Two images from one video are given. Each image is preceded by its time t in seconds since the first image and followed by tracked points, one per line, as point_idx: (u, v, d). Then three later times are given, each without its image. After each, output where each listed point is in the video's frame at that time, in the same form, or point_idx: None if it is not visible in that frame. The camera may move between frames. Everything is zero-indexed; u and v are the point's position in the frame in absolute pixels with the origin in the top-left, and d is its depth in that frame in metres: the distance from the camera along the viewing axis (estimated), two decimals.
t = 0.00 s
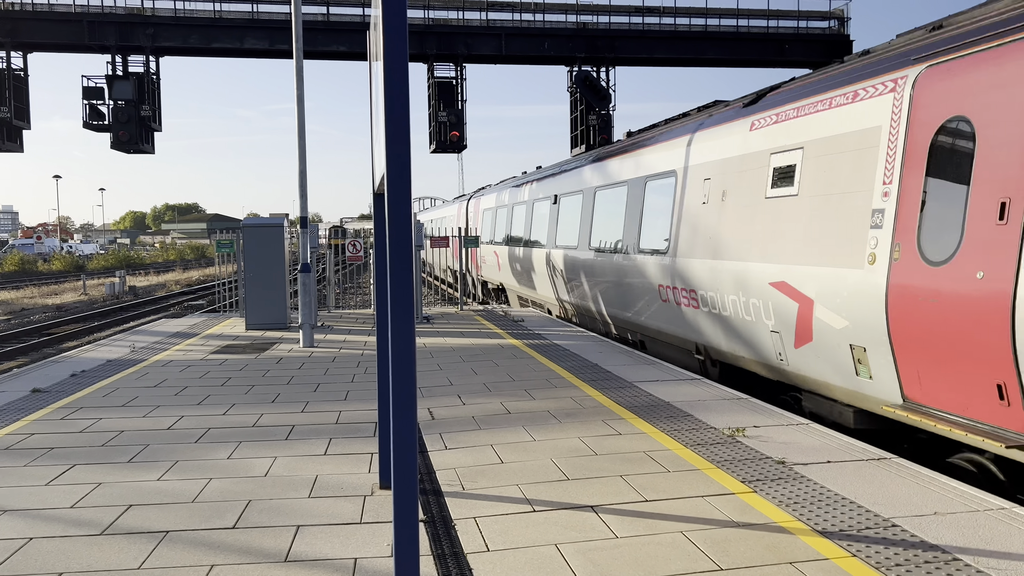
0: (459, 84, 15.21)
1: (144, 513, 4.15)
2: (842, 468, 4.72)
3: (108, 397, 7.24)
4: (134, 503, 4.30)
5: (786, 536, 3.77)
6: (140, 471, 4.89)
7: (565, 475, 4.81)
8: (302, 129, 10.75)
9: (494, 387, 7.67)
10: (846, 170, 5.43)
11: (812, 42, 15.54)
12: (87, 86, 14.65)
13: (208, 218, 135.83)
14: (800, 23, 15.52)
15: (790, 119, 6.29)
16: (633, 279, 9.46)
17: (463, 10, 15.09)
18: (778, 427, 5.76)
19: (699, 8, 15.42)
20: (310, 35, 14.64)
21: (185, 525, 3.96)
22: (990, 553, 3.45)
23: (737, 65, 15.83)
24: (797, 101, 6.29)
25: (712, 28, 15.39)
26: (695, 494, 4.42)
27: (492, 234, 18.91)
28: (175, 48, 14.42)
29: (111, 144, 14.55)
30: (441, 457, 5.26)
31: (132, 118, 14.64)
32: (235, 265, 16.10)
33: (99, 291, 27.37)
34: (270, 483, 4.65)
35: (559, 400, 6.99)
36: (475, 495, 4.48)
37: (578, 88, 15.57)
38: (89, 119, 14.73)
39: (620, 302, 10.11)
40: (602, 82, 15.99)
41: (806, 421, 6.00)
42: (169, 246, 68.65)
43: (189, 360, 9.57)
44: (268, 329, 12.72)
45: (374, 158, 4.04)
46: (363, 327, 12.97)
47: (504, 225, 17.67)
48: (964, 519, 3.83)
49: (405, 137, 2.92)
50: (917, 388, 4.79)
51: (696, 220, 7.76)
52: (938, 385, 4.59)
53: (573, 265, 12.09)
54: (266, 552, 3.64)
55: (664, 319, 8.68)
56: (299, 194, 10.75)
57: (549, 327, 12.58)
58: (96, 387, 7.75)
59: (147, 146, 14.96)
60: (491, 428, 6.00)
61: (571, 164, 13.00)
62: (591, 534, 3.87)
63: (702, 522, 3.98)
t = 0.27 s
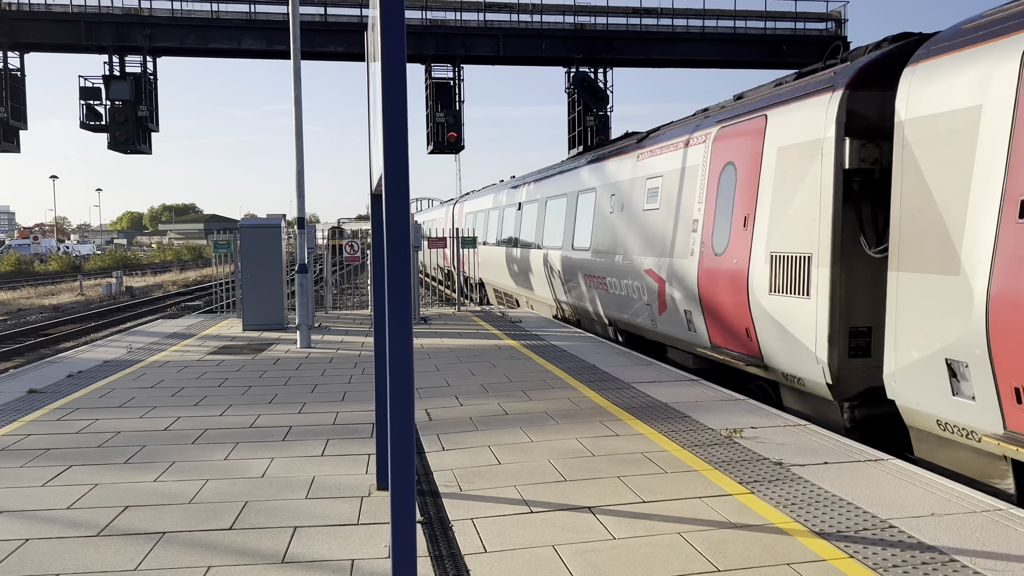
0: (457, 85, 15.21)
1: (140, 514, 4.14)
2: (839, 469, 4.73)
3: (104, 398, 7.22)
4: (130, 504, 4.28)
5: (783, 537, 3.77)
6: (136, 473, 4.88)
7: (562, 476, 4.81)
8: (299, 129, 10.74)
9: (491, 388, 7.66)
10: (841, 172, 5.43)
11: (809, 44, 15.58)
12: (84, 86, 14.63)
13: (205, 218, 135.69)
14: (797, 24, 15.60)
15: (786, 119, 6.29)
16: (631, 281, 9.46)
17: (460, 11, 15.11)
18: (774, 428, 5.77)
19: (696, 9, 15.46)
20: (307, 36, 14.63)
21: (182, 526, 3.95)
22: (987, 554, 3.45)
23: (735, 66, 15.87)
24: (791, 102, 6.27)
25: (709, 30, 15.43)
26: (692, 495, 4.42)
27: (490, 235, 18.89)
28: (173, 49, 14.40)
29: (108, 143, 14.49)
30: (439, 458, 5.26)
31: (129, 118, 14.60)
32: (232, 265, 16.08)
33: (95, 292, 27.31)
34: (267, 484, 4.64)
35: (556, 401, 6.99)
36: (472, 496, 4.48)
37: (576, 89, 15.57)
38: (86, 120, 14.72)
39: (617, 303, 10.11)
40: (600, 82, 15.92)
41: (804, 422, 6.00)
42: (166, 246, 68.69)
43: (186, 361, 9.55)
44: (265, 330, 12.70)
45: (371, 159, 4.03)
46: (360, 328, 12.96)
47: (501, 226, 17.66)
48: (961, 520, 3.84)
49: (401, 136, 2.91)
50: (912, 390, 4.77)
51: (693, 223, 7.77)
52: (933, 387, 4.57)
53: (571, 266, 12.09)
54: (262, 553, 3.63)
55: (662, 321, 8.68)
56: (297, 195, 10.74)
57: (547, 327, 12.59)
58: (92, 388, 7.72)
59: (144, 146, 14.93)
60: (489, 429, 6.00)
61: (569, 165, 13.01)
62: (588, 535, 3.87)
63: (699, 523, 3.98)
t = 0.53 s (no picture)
0: (455, 86, 15.25)
1: (137, 515, 4.13)
2: (836, 470, 4.74)
3: (102, 399, 7.21)
4: (128, 506, 4.28)
5: (780, 538, 3.78)
6: (134, 474, 4.87)
7: (560, 477, 4.81)
8: (297, 130, 10.73)
9: (489, 389, 7.66)
10: (842, 174, 5.42)
11: (808, 45, 15.56)
12: (81, 87, 14.61)
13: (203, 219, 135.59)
14: (795, 26, 15.57)
15: (786, 120, 6.29)
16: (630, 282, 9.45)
17: (459, 12, 15.11)
18: (773, 429, 5.77)
19: (694, 11, 15.47)
20: (306, 37, 14.63)
21: (179, 528, 3.95)
22: (985, 556, 3.46)
23: (733, 68, 15.88)
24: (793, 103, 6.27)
25: (708, 31, 15.44)
26: (690, 496, 4.42)
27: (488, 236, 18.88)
28: (171, 50, 14.39)
29: (105, 144, 14.38)
30: (437, 459, 5.26)
31: (127, 118, 14.56)
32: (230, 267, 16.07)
33: (93, 292, 27.26)
34: (265, 486, 4.63)
35: (555, 402, 6.99)
36: (470, 498, 4.47)
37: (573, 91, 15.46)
38: (84, 120, 14.70)
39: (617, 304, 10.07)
40: (598, 84, 15.79)
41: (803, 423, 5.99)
42: (164, 247, 68.68)
43: (183, 362, 9.54)
44: (262, 331, 12.69)
45: (370, 158, 4.02)
46: (358, 329, 12.94)
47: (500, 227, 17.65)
48: (959, 522, 3.84)
49: (400, 134, 2.91)
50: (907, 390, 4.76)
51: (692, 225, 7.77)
52: (928, 386, 4.55)
53: (569, 267, 12.07)
54: (260, 554, 3.63)
55: (661, 322, 8.67)
56: (295, 196, 10.74)
57: (546, 329, 12.59)
58: (89, 389, 7.71)
59: (142, 147, 14.91)
60: (487, 430, 6.00)
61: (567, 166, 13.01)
62: (586, 537, 3.87)
63: (697, 524, 3.99)
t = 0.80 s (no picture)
0: (454, 87, 15.27)
1: (136, 517, 4.13)
2: (835, 472, 4.74)
3: (101, 400, 7.20)
4: (126, 507, 4.27)
5: (780, 540, 3.78)
6: (132, 475, 4.87)
7: (559, 479, 4.81)
8: (296, 132, 10.73)
9: (488, 390, 7.66)
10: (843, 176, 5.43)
11: (806, 47, 15.57)
12: (80, 88, 14.59)
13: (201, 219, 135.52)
14: (793, 28, 15.55)
15: (786, 122, 6.30)
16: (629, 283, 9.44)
17: (458, 13, 15.12)
18: (772, 430, 5.78)
19: (693, 13, 15.49)
20: (304, 38, 14.62)
21: (178, 529, 3.94)
22: (984, 557, 3.46)
23: (732, 70, 15.90)
24: (795, 104, 6.25)
25: (706, 33, 15.47)
26: (689, 497, 4.42)
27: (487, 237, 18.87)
28: (170, 50, 14.39)
29: (104, 145, 14.37)
30: (435, 460, 5.26)
31: (126, 119, 14.54)
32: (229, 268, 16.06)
33: (91, 293, 27.25)
34: (264, 487, 4.63)
35: (553, 403, 6.98)
36: (469, 499, 4.47)
37: (573, 92, 15.47)
38: (83, 121, 14.69)
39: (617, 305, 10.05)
40: (597, 86, 15.86)
41: (802, 425, 5.99)
42: (163, 248, 68.73)
43: (182, 363, 9.53)
44: (261, 332, 12.68)
45: (369, 159, 4.01)
46: (356, 330, 12.94)
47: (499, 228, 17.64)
48: (957, 523, 3.85)
49: (399, 135, 2.91)
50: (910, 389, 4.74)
51: (689, 228, 7.83)
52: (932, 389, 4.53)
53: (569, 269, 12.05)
54: (259, 556, 3.62)
55: (660, 324, 8.66)
56: (294, 197, 10.73)
57: (544, 330, 12.59)
58: (88, 390, 7.70)
59: (140, 148, 14.90)
60: (486, 431, 6.00)
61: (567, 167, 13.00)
62: (585, 538, 3.86)
63: (696, 525, 3.99)
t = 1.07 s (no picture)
0: (454, 89, 15.27)
1: (135, 518, 4.12)
2: (834, 473, 4.75)
3: (100, 402, 7.19)
4: (126, 508, 4.27)
5: (779, 541, 3.77)
6: (132, 476, 4.87)
7: (558, 480, 4.80)
8: (296, 133, 10.74)
9: (488, 391, 7.66)
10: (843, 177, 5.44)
11: (805, 48, 15.59)
12: (79, 89, 14.59)
13: (201, 220, 135.50)
14: (793, 29, 15.57)
15: (785, 124, 6.31)
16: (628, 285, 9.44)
17: (458, 15, 15.13)
18: (771, 432, 5.78)
19: (692, 14, 15.50)
20: (304, 39, 14.63)
21: (178, 530, 3.94)
22: (983, 558, 3.46)
23: (731, 71, 15.91)
24: (794, 106, 6.26)
25: (706, 34, 15.47)
26: (689, 499, 4.42)
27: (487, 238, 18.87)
28: (169, 52, 14.39)
29: (104, 146, 14.37)
30: (434, 461, 5.26)
31: (125, 120, 14.55)
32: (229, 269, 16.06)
33: (91, 294, 27.23)
34: (263, 488, 4.62)
35: (553, 405, 6.98)
36: (469, 500, 4.47)
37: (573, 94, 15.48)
38: (82, 122, 14.69)
39: (616, 307, 10.04)
40: (597, 87, 15.92)
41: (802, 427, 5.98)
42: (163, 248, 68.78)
43: (181, 364, 9.52)
44: (260, 333, 12.68)
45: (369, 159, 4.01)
46: (356, 332, 12.94)
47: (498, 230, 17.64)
48: (956, 524, 3.85)
49: (399, 138, 2.92)
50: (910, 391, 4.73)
51: (689, 229, 7.82)
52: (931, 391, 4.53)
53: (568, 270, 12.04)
54: (258, 557, 3.62)
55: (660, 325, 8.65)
56: (294, 198, 10.73)
57: (544, 331, 12.59)
58: (87, 391, 7.69)
59: (140, 149, 14.91)
60: (485, 432, 6.00)
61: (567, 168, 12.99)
62: (585, 540, 3.86)
63: (695, 527, 3.99)
